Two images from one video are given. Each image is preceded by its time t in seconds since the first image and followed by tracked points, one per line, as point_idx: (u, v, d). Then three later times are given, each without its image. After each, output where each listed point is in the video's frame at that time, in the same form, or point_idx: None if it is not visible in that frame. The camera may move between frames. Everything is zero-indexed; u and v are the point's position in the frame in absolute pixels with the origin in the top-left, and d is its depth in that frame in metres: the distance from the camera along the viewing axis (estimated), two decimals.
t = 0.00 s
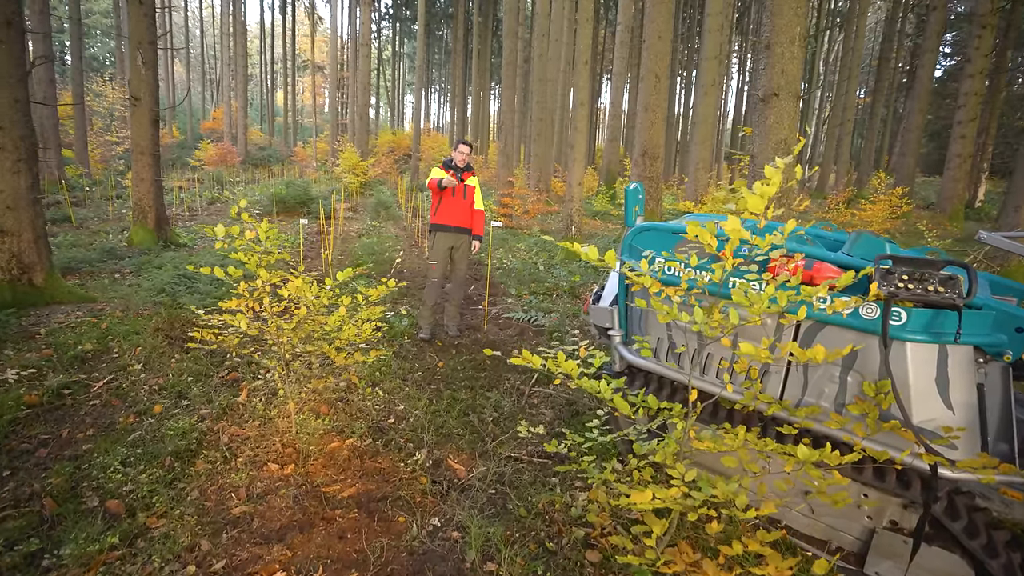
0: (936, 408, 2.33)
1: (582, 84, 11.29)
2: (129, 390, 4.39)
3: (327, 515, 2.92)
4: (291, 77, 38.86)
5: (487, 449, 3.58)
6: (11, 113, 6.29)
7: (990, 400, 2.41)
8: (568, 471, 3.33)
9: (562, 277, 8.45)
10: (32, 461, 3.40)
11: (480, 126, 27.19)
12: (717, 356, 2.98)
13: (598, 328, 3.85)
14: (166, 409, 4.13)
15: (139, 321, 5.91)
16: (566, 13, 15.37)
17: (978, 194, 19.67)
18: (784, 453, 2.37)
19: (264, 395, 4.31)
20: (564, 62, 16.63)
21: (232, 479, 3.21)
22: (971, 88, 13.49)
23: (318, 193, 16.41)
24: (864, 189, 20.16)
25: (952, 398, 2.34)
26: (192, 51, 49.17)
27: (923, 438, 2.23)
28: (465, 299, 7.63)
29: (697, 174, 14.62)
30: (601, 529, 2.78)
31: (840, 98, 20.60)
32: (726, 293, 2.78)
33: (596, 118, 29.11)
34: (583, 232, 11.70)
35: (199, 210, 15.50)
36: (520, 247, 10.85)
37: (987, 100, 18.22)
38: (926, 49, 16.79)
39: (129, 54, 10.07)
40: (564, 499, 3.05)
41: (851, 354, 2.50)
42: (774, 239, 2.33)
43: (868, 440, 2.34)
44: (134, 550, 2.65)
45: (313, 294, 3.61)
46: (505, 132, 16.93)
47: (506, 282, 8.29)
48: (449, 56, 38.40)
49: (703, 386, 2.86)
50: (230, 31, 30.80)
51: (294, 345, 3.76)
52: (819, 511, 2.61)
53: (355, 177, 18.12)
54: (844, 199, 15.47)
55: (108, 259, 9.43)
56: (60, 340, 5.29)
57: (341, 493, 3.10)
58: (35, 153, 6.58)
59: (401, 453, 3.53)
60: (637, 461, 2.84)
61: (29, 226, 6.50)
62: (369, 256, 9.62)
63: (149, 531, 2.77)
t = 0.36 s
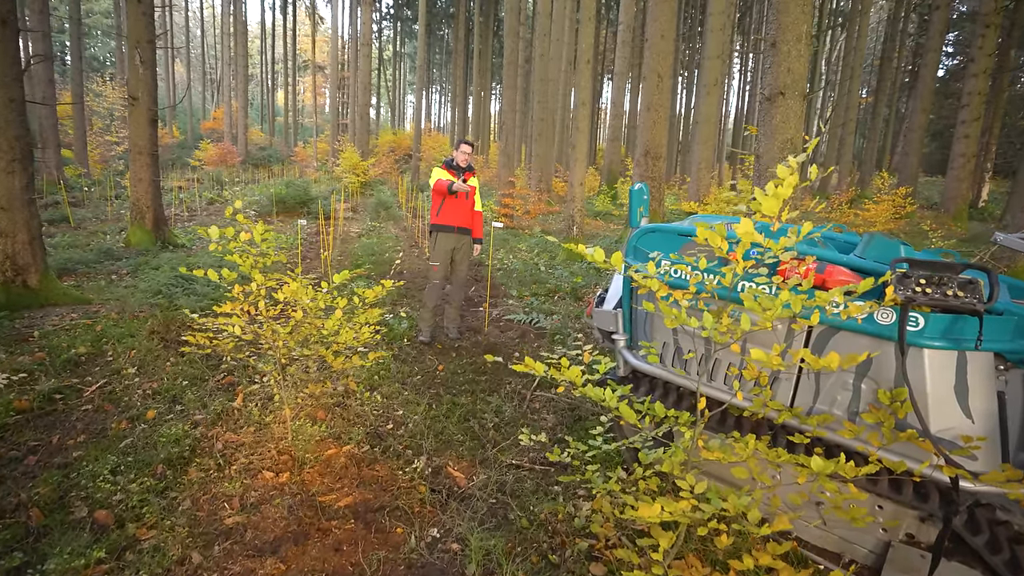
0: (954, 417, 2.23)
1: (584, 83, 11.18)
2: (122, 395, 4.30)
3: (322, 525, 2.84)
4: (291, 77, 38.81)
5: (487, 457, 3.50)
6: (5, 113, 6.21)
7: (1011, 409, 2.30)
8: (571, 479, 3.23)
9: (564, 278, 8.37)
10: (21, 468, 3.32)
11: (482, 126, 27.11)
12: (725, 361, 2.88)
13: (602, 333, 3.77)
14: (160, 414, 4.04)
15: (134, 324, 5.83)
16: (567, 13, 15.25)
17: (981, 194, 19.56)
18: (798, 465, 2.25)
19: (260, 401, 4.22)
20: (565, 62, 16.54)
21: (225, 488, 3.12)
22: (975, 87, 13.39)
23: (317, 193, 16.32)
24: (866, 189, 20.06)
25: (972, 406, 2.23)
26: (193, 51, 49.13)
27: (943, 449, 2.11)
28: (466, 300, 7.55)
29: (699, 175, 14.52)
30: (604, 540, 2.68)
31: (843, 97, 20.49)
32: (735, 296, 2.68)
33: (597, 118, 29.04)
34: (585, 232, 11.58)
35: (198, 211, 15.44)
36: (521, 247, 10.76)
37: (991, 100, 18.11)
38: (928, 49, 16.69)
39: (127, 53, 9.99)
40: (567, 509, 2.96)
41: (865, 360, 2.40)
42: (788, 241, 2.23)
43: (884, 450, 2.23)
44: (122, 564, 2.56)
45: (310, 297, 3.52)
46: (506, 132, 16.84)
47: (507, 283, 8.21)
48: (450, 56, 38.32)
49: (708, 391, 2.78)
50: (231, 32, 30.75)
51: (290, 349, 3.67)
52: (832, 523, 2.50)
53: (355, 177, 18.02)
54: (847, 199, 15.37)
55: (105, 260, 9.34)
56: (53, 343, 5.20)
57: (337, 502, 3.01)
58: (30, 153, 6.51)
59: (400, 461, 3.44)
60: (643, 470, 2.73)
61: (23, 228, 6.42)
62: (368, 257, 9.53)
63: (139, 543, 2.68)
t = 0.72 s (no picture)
0: (971, 428, 2.13)
1: (584, 82, 11.08)
2: (110, 400, 4.21)
3: (312, 538, 2.74)
4: (291, 77, 38.74)
5: (484, 465, 3.40)
6: None
7: None
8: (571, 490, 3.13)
9: (564, 279, 8.27)
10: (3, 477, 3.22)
11: (482, 126, 27.02)
12: (730, 367, 2.78)
13: (602, 338, 3.67)
14: (149, 420, 3.94)
15: (127, 326, 5.74)
16: (567, 12, 15.16)
17: (985, 194, 19.42)
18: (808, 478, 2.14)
19: (252, 407, 4.12)
20: (565, 61, 16.44)
21: (213, 499, 3.02)
22: (977, 87, 13.27)
23: (316, 193, 16.24)
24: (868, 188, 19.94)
25: (989, 417, 2.13)
26: (193, 51, 49.10)
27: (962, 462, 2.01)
28: (465, 301, 7.45)
29: (700, 174, 14.42)
30: (605, 554, 2.58)
31: (844, 96, 20.37)
32: (740, 300, 2.58)
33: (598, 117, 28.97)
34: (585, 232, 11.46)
35: (197, 211, 15.37)
36: (521, 248, 10.65)
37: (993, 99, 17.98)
38: (930, 48, 16.55)
39: (122, 52, 9.88)
40: (566, 521, 2.86)
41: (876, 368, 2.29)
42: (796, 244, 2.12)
43: (898, 462, 2.12)
44: None
45: (300, 300, 3.42)
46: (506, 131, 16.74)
47: (506, 284, 8.11)
48: (450, 56, 38.27)
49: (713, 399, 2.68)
50: (230, 32, 30.67)
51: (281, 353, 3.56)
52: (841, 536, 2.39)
53: (355, 177, 17.94)
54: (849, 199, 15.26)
55: (100, 261, 9.25)
56: (43, 346, 5.12)
57: (328, 513, 2.91)
58: (21, 153, 6.42)
59: (394, 469, 3.34)
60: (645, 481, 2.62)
61: (15, 228, 6.34)
62: (366, 258, 9.43)
63: (120, 557, 2.59)
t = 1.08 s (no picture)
0: (992, 443, 2.01)
1: (584, 81, 10.95)
2: (97, 406, 4.10)
3: (298, 555, 2.64)
4: (291, 76, 38.64)
5: (480, 476, 3.28)
6: None
7: None
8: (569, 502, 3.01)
9: (564, 281, 8.16)
10: None
11: (482, 126, 26.92)
12: (735, 375, 2.67)
13: (601, 342, 3.55)
14: (135, 428, 3.83)
15: (118, 329, 5.62)
16: (567, 11, 15.02)
17: (988, 194, 19.26)
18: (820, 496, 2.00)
19: (241, 414, 3.99)
20: (565, 60, 16.30)
21: (196, 511, 2.91)
22: (981, 86, 13.12)
23: (315, 193, 16.13)
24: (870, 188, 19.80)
25: (1012, 430, 2.01)
26: (193, 51, 49.02)
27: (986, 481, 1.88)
28: (463, 303, 7.33)
29: (701, 174, 14.30)
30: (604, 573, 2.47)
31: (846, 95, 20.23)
32: (746, 306, 2.45)
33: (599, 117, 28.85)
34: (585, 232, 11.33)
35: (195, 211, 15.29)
36: (521, 248, 10.53)
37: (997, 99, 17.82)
38: (933, 47, 16.40)
39: (116, 50, 9.74)
40: (565, 536, 2.75)
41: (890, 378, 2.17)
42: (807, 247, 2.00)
43: (916, 479, 1.99)
44: None
45: (289, 305, 3.30)
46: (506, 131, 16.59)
47: (505, 285, 8.00)
48: (450, 56, 38.17)
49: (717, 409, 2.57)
50: (230, 31, 30.56)
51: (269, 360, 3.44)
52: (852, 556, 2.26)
53: (354, 177, 17.83)
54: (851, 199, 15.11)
55: (95, 262, 9.14)
56: (31, 350, 5.01)
57: (316, 527, 2.81)
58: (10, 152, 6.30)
59: (386, 480, 3.23)
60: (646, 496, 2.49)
61: (4, 229, 6.23)
62: (364, 260, 9.32)
63: None
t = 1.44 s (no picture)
0: None
1: (586, 81, 10.78)
2: (86, 413, 3.99)
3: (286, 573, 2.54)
4: (294, 77, 38.61)
5: (478, 488, 3.17)
6: None
7: None
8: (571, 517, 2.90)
9: (566, 282, 8.04)
10: None
11: (484, 126, 26.80)
12: (746, 386, 2.56)
13: (604, 348, 3.43)
14: (124, 435, 3.71)
15: (111, 331, 5.52)
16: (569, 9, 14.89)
17: (995, 194, 19.04)
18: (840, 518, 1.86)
19: (234, 421, 3.87)
20: (567, 59, 16.18)
21: (182, 525, 2.81)
22: (988, 84, 12.93)
23: (316, 193, 16.05)
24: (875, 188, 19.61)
25: None
26: (197, 51, 49.07)
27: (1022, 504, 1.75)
28: (464, 305, 7.21)
29: (704, 174, 14.16)
30: None
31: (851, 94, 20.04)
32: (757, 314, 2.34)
33: (602, 117, 28.73)
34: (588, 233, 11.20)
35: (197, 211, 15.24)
36: (523, 249, 10.41)
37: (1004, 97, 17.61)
38: (939, 44, 16.20)
39: (114, 50, 9.65)
40: (566, 553, 2.64)
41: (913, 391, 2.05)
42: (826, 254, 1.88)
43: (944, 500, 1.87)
44: None
45: (279, 310, 3.18)
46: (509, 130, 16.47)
47: (507, 287, 7.87)
48: (453, 56, 38.05)
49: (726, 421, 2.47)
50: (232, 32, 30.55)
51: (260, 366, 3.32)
52: None
53: (356, 177, 17.72)
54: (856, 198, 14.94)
55: (93, 263, 9.05)
56: (22, 353, 4.91)
57: (305, 543, 2.71)
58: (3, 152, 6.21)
59: (380, 492, 3.12)
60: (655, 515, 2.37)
61: None
62: (364, 260, 9.22)
63: None
